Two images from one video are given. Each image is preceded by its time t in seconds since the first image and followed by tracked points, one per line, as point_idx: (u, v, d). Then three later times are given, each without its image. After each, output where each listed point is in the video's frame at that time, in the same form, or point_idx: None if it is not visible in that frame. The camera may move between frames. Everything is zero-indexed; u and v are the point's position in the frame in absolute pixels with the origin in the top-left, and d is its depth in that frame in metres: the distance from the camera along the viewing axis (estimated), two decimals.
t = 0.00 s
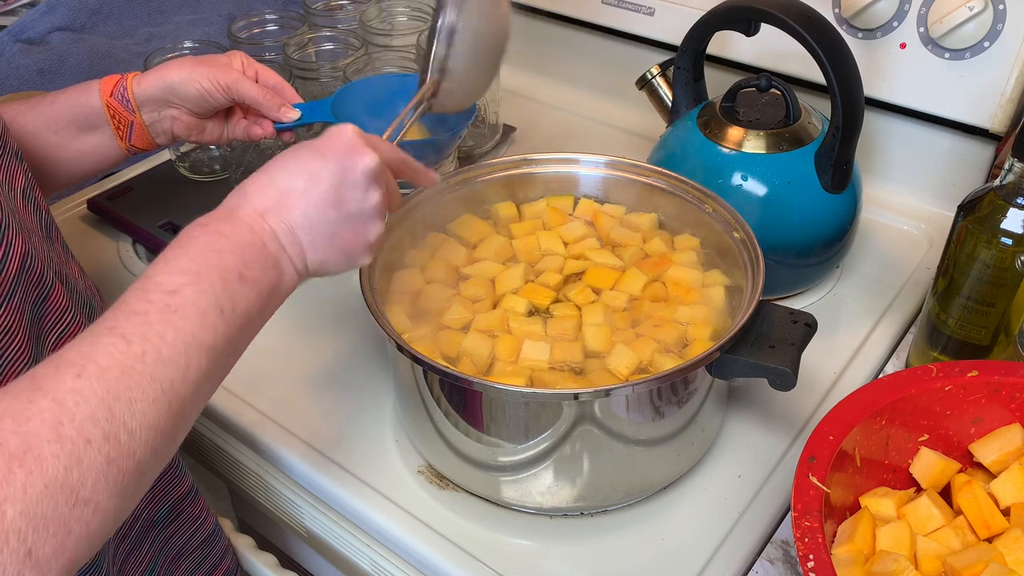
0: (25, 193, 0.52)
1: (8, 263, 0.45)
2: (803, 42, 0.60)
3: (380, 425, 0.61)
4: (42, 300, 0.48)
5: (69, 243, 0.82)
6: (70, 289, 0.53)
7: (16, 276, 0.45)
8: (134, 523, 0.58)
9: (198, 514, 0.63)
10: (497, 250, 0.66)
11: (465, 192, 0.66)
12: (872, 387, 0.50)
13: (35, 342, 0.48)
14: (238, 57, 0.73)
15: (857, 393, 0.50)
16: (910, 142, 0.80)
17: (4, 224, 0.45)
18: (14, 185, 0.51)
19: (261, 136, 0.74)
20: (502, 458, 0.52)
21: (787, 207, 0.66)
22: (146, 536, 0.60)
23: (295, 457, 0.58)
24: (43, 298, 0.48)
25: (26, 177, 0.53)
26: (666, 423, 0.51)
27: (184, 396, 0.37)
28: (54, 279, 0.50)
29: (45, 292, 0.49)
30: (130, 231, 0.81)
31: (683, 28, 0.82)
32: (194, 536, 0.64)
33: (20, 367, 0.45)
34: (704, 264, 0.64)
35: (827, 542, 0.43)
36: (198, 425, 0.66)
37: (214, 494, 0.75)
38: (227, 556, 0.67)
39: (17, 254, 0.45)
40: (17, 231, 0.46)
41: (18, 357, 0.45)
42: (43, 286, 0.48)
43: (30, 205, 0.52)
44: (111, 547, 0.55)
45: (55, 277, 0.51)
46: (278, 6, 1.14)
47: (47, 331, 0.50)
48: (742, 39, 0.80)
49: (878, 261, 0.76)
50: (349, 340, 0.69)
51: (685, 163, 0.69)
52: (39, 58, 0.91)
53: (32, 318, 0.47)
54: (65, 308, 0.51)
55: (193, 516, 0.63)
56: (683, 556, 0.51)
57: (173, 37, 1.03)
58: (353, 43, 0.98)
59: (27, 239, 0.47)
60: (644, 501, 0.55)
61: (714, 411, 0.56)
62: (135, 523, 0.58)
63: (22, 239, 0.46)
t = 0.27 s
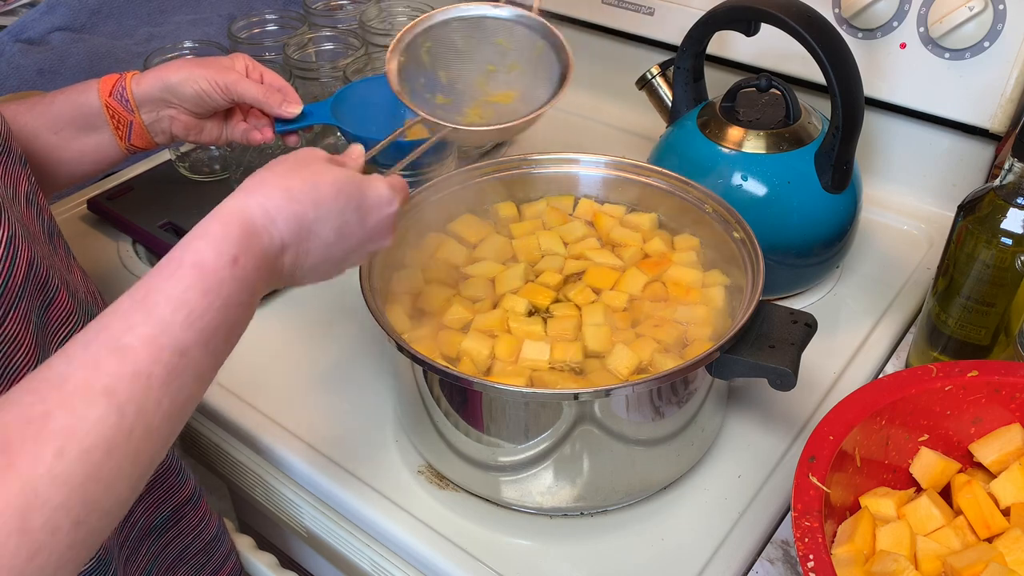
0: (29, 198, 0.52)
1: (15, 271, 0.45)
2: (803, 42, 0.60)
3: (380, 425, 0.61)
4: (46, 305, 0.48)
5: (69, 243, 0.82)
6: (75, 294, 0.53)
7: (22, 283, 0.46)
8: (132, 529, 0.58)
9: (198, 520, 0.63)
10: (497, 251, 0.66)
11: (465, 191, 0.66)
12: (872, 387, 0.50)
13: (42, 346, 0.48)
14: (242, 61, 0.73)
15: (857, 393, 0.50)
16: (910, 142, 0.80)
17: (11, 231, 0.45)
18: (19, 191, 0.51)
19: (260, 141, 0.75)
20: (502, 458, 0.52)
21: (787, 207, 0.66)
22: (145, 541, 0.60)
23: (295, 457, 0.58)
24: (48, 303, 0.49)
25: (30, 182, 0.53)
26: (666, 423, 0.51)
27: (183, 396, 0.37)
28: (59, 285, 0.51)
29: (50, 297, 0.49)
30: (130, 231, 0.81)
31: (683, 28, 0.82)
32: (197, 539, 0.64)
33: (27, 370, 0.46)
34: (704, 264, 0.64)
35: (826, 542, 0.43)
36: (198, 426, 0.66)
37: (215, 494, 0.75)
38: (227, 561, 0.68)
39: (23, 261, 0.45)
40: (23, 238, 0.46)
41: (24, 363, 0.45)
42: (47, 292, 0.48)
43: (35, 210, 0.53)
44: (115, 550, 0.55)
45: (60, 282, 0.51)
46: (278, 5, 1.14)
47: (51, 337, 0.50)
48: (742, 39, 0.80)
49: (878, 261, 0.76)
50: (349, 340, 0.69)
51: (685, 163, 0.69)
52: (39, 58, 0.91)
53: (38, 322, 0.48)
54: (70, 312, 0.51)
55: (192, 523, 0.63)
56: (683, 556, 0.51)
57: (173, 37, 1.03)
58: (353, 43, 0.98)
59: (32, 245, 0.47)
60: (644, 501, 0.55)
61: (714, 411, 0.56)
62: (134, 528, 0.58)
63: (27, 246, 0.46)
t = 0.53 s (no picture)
0: (30, 201, 0.53)
1: (13, 278, 0.45)
2: (803, 42, 0.60)
3: (380, 425, 0.61)
4: (51, 310, 0.48)
5: (70, 243, 0.82)
6: (77, 297, 0.53)
7: (24, 290, 0.46)
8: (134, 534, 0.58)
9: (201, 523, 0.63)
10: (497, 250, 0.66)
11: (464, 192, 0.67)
12: (872, 387, 0.50)
13: (37, 355, 0.48)
14: (239, 61, 0.73)
15: (857, 393, 0.50)
16: (910, 142, 0.80)
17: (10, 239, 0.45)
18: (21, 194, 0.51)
19: (259, 142, 0.76)
20: (502, 458, 0.52)
21: (787, 207, 0.66)
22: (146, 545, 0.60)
23: (295, 458, 0.58)
24: (52, 309, 0.49)
25: (32, 186, 0.53)
26: (666, 423, 0.51)
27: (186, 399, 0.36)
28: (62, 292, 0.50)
29: (54, 303, 0.49)
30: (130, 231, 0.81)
31: (683, 28, 0.82)
32: (198, 541, 0.63)
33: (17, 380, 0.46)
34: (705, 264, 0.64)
35: (827, 542, 0.43)
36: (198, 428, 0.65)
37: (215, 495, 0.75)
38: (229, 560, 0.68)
39: (23, 268, 0.45)
40: (24, 244, 0.46)
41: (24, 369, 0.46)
42: (51, 297, 0.48)
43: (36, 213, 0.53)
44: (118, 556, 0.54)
45: (62, 287, 0.51)
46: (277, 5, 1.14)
47: (53, 346, 0.50)
48: (742, 39, 0.80)
49: (878, 261, 0.76)
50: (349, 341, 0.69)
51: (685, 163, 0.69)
52: (39, 58, 0.91)
53: (38, 328, 0.47)
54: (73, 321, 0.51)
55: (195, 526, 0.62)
56: (683, 556, 0.51)
57: (173, 37, 1.03)
58: (353, 43, 0.98)
59: (35, 251, 0.47)
60: (644, 501, 0.55)
61: (714, 411, 0.56)
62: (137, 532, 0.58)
63: (29, 253, 0.46)
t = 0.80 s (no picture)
0: (33, 209, 0.53)
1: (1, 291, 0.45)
2: (803, 42, 0.60)
3: (380, 426, 0.61)
4: (37, 326, 0.48)
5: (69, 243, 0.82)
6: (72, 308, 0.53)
7: (9, 305, 0.45)
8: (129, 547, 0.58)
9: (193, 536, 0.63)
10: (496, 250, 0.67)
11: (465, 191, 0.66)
12: (872, 387, 0.50)
13: (25, 371, 0.48)
14: (240, 60, 0.73)
15: (857, 393, 0.50)
16: (910, 142, 0.80)
17: None
18: (23, 202, 0.52)
19: (260, 142, 0.75)
20: (502, 458, 0.52)
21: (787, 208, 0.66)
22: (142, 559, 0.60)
23: (295, 458, 0.58)
24: (38, 325, 0.48)
25: (35, 192, 0.54)
26: (666, 423, 0.51)
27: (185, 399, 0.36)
28: (54, 306, 0.50)
29: (42, 317, 0.48)
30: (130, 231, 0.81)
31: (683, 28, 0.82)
32: (190, 556, 0.64)
33: (6, 397, 0.45)
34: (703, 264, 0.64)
35: (827, 542, 0.43)
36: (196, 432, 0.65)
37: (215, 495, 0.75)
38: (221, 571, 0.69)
39: (10, 283, 0.45)
40: (15, 257, 0.46)
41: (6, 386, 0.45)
42: (39, 313, 0.48)
43: (37, 221, 0.53)
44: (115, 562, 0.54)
45: (55, 300, 0.51)
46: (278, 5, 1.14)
47: (39, 360, 0.49)
48: (742, 39, 0.80)
49: (878, 261, 0.76)
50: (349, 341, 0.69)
51: (685, 163, 0.69)
52: (39, 58, 0.91)
53: (24, 342, 0.47)
54: (62, 334, 0.50)
55: (187, 539, 0.63)
56: (683, 556, 0.51)
57: (173, 37, 1.03)
58: (353, 43, 0.98)
59: (26, 265, 0.47)
60: (644, 501, 0.55)
61: (714, 411, 0.56)
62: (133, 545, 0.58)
63: (18, 265, 0.46)
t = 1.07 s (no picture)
0: (31, 212, 0.53)
1: None
2: (803, 41, 0.60)
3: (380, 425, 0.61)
4: (29, 328, 0.48)
5: (69, 243, 0.82)
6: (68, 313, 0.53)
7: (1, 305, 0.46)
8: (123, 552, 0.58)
9: (188, 540, 0.63)
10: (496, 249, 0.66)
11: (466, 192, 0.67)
12: (872, 387, 0.50)
13: (17, 372, 0.48)
14: (239, 61, 0.73)
15: (857, 393, 0.50)
16: (910, 141, 0.80)
17: None
18: (20, 204, 0.52)
19: (259, 142, 0.75)
20: (502, 458, 0.52)
21: (787, 208, 0.66)
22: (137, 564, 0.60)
23: (294, 458, 0.58)
24: (31, 326, 0.48)
25: (34, 195, 0.54)
26: (666, 423, 0.51)
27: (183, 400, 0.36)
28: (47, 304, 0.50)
29: (33, 320, 0.48)
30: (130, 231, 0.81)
31: (683, 28, 0.82)
32: (185, 559, 0.64)
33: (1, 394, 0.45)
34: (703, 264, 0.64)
35: (827, 542, 0.43)
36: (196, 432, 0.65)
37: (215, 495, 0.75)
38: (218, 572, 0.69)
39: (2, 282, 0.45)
40: (8, 257, 0.46)
41: None
42: (32, 312, 0.48)
43: (35, 224, 0.53)
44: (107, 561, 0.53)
45: (48, 299, 0.51)
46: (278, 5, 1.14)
47: (31, 362, 0.49)
48: (742, 39, 0.80)
49: (878, 261, 0.76)
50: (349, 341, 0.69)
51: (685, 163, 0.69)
52: (39, 58, 0.91)
53: (15, 345, 0.47)
54: (55, 336, 0.50)
55: (181, 542, 0.63)
56: (683, 556, 0.51)
57: (173, 37, 1.03)
58: (354, 43, 0.98)
59: (19, 264, 0.47)
60: (644, 501, 0.55)
61: (714, 411, 0.56)
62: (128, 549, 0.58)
63: (11, 266, 0.46)
